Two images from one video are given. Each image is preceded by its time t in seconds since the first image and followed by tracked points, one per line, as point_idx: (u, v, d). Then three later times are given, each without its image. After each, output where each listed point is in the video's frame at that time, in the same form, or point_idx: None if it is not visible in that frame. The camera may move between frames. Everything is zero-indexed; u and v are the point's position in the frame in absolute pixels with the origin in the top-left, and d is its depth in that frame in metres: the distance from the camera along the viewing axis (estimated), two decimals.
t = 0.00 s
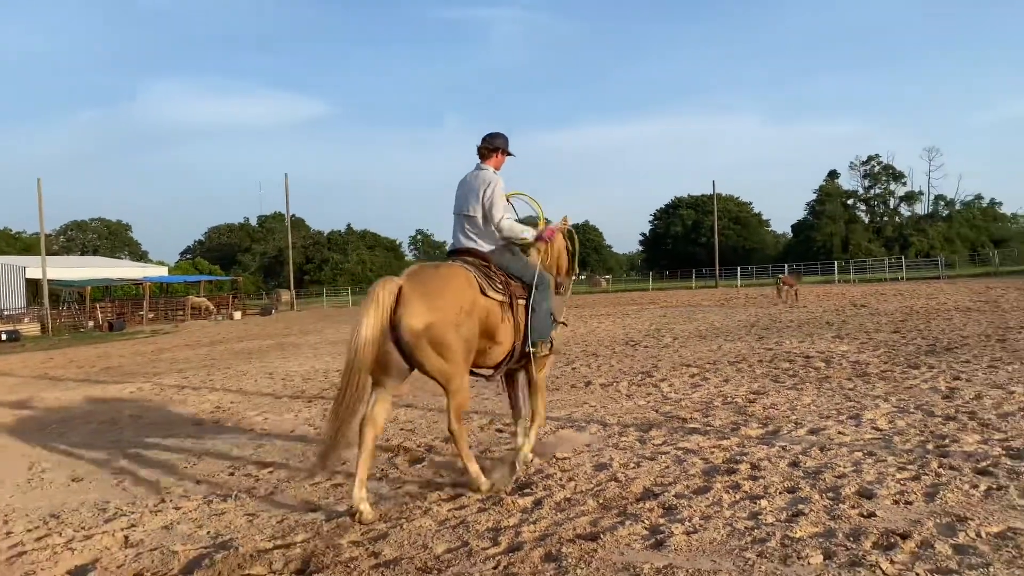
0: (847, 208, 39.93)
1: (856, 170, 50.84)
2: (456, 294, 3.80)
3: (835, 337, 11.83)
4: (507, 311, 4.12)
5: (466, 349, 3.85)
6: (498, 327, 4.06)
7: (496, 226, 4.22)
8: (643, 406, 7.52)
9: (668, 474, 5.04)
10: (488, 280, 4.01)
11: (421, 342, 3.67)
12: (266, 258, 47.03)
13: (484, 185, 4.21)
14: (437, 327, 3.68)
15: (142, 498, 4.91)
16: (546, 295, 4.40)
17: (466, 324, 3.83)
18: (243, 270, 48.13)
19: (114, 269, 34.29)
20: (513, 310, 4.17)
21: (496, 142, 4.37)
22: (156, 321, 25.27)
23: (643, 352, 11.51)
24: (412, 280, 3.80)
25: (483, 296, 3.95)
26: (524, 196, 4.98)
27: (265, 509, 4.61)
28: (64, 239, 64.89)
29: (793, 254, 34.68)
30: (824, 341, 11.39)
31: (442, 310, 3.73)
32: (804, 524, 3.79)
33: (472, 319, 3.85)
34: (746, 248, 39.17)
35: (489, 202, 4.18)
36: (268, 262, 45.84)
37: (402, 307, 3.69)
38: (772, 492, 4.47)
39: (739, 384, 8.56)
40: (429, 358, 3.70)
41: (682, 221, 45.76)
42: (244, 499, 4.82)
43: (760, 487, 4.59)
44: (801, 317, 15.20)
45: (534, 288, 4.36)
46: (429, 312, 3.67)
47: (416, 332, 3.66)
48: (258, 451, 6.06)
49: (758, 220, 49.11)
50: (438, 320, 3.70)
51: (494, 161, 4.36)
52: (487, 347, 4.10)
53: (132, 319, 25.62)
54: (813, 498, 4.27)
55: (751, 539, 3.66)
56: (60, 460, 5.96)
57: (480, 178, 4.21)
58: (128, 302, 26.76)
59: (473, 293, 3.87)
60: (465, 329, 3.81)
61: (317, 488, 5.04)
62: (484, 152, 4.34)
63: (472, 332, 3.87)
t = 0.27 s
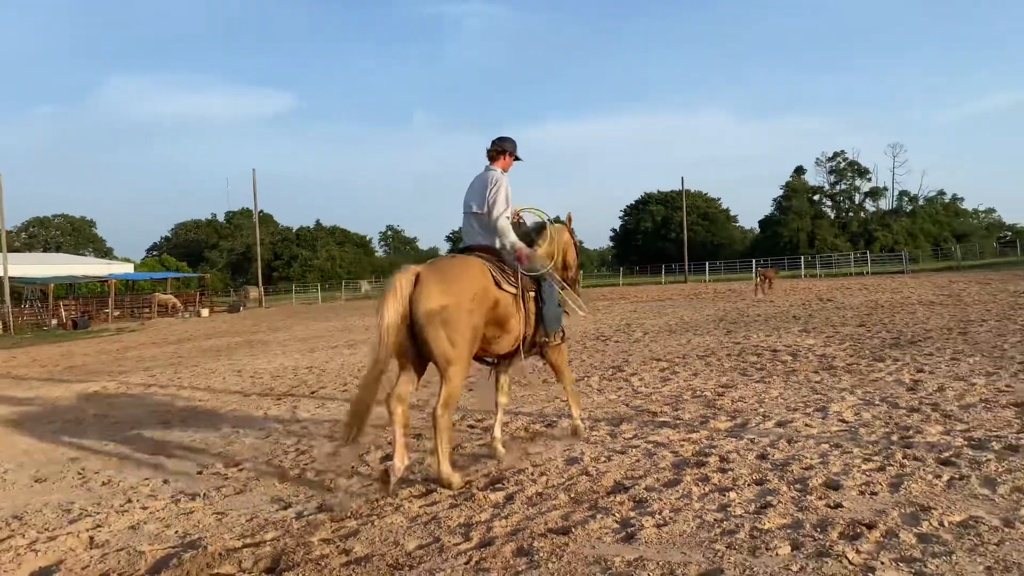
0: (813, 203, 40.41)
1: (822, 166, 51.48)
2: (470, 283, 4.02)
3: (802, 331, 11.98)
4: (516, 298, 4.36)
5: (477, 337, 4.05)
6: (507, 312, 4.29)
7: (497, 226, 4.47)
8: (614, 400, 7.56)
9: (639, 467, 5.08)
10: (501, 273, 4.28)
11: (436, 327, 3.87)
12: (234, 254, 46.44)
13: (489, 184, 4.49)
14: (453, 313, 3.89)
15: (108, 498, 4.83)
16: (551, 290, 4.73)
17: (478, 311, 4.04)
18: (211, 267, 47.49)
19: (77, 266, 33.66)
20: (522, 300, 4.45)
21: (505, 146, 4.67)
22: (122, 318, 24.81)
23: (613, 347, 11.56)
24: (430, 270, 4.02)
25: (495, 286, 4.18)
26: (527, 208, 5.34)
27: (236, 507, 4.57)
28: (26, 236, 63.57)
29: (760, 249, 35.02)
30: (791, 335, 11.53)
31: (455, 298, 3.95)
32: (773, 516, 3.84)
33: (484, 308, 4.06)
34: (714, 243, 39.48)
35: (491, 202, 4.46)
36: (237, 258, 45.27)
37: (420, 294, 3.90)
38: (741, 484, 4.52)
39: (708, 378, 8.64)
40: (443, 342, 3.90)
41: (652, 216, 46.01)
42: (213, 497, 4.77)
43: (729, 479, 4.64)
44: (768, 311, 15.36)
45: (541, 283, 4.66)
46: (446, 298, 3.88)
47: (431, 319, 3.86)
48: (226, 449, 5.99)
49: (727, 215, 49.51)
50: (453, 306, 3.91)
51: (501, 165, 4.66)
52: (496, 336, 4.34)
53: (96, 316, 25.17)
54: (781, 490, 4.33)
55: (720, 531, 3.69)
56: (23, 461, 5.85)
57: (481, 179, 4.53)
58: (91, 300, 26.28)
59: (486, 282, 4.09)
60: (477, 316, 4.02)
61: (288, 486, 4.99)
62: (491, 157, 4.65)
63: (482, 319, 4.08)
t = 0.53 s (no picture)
0: (782, 202, 40.81)
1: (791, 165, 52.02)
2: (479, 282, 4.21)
3: (772, 328, 12.09)
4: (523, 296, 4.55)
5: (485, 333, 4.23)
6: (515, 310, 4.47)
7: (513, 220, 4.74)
8: (587, 398, 7.58)
9: (612, 464, 5.09)
10: (513, 270, 4.46)
11: (448, 324, 4.05)
12: (203, 252, 45.85)
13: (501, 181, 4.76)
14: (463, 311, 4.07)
15: (75, 501, 4.75)
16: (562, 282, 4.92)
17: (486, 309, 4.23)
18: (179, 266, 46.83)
19: (41, 265, 33.02)
20: (532, 295, 4.65)
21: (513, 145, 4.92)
22: (87, 318, 24.38)
23: (585, 345, 11.59)
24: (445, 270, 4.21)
25: (506, 286, 4.37)
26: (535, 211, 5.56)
27: (206, 508, 4.51)
28: None
29: (731, 248, 35.28)
30: (761, 332, 11.64)
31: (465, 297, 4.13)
32: (744, 512, 3.87)
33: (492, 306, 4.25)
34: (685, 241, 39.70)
35: (507, 199, 4.71)
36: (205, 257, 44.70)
37: (435, 292, 4.09)
38: (713, 481, 4.55)
39: (680, 375, 8.70)
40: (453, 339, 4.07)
41: (624, 215, 46.16)
42: (182, 498, 4.71)
43: (701, 476, 4.67)
44: (739, 309, 15.49)
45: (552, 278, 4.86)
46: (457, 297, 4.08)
47: (444, 317, 4.05)
48: (196, 450, 5.92)
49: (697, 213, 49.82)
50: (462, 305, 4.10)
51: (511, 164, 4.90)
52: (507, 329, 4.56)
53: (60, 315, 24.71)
54: (752, 485, 4.37)
55: (693, 527, 3.71)
56: None
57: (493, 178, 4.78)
58: (55, 300, 25.79)
59: (496, 282, 4.28)
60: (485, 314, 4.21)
61: (260, 487, 4.95)
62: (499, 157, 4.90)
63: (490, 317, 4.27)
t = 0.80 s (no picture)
0: (756, 202, 41.16)
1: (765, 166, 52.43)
2: (497, 281, 4.45)
3: (746, 327, 12.20)
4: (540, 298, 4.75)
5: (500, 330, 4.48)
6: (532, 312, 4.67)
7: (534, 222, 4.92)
8: (564, 398, 7.60)
9: (589, 463, 5.11)
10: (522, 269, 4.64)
11: (464, 318, 4.32)
12: (175, 252, 45.29)
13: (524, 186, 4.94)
14: (478, 307, 4.33)
15: (45, 505, 4.68)
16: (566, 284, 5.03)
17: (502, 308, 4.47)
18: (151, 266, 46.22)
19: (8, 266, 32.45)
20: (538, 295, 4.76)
21: (523, 155, 5.13)
22: (57, 319, 23.97)
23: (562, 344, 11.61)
24: (463, 267, 4.46)
25: (521, 285, 4.59)
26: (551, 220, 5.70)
27: (180, 511, 4.47)
28: None
29: (705, 248, 35.51)
30: (735, 331, 11.73)
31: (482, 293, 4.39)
32: (720, 510, 3.90)
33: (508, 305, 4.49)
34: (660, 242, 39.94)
35: (527, 202, 4.88)
36: (178, 257, 44.14)
37: (452, 287, 4.36)
38: (689, 479, 4.58)
39: (656, 375, 8.74)
40: (470, 332, 4.35)
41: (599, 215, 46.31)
42: (156, 501, 4.66)
43: (677, 475, 4.70)
44: (713, 309, 15.59)
45: (557, 280, 5.02)
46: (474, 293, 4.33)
47: (459, 309, 4.32)
48: (170, 452, 5.86)
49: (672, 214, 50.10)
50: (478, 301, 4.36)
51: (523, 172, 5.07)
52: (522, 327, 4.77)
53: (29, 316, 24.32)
54: (727, 484, 4.40)
55: (669, 526, 3.74)
56: None
57: (512, 183, 4.93)
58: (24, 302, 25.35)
59: (512, 283, 4.51)
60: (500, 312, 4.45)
61: (235, 489, 4.91)
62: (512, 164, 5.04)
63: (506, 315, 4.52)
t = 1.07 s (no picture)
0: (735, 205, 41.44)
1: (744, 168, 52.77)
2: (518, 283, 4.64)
3: (725, 329, 12.28)
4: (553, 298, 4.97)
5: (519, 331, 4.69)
6: (547, 312, 4.89)
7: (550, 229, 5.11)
8: (544, 399, 7.61)
9: (569, 465, 5.12)
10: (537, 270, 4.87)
11: (490, 317, 4.50)
12: (151, 254, 44.76)
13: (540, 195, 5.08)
14: (504, 311, 4.52)
15: (19, 509, 4.62)
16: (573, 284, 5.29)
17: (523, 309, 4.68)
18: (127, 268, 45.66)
19: None
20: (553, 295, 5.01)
21: (533, 160, 5.23)
22: (30, 322, 23.59)
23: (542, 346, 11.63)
24: (484, 268, 4.64)
25: (537, 283, 4.79)
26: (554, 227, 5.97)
27: (157, 515, 4.42)
28: None
29: (684, 250, 35.68)
30: (714, 333, 11.80)
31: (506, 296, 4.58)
32: (699, 510, 3.92)
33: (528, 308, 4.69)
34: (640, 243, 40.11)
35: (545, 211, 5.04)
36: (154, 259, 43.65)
37: (475, 289, 4.53)
38: (669, 480, 4.61)
39: (635, 376, 8.78)
40: (496, 330, 4.53)
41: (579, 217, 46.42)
42: (133, 505, 4.60)
43: (657, 475, 4.72)
44: (692, 310, 15.68)
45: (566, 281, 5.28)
46: (500, 297, 4.51)
47: (485, 309, 4.49)
48: (147, 456, 5.79)
49: (652, 216, 50.33)
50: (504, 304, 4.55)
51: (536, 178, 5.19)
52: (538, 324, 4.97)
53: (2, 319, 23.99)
54: (706, 484, 4.42)
55: (649, 527, 3.75)
56: None
57: (532, 192, 5.05)
58: None
59: (530, 282, 4.72)
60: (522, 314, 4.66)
61: (214, 492, 4.86)
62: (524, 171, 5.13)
63: (525, 315, 4.73)
